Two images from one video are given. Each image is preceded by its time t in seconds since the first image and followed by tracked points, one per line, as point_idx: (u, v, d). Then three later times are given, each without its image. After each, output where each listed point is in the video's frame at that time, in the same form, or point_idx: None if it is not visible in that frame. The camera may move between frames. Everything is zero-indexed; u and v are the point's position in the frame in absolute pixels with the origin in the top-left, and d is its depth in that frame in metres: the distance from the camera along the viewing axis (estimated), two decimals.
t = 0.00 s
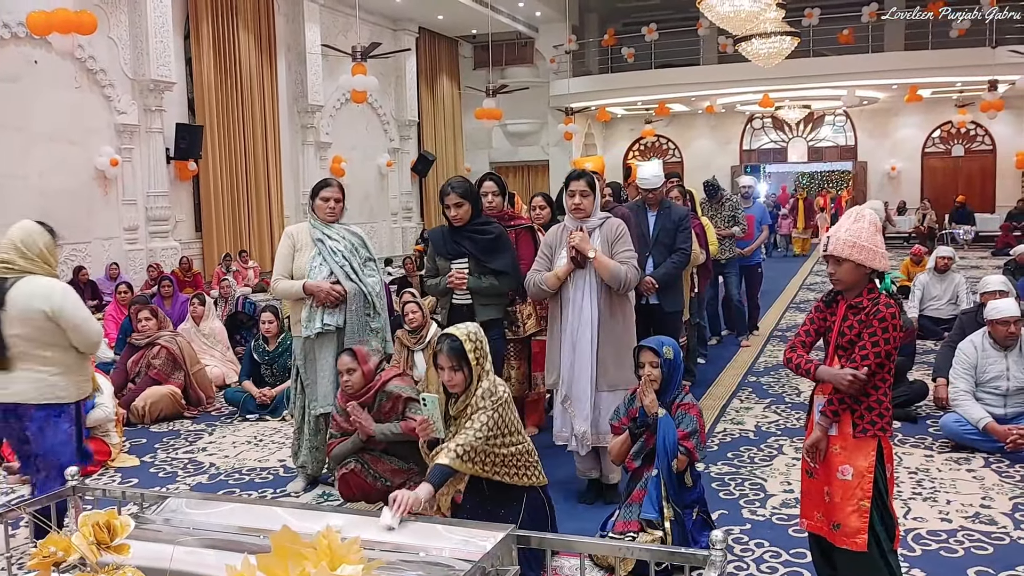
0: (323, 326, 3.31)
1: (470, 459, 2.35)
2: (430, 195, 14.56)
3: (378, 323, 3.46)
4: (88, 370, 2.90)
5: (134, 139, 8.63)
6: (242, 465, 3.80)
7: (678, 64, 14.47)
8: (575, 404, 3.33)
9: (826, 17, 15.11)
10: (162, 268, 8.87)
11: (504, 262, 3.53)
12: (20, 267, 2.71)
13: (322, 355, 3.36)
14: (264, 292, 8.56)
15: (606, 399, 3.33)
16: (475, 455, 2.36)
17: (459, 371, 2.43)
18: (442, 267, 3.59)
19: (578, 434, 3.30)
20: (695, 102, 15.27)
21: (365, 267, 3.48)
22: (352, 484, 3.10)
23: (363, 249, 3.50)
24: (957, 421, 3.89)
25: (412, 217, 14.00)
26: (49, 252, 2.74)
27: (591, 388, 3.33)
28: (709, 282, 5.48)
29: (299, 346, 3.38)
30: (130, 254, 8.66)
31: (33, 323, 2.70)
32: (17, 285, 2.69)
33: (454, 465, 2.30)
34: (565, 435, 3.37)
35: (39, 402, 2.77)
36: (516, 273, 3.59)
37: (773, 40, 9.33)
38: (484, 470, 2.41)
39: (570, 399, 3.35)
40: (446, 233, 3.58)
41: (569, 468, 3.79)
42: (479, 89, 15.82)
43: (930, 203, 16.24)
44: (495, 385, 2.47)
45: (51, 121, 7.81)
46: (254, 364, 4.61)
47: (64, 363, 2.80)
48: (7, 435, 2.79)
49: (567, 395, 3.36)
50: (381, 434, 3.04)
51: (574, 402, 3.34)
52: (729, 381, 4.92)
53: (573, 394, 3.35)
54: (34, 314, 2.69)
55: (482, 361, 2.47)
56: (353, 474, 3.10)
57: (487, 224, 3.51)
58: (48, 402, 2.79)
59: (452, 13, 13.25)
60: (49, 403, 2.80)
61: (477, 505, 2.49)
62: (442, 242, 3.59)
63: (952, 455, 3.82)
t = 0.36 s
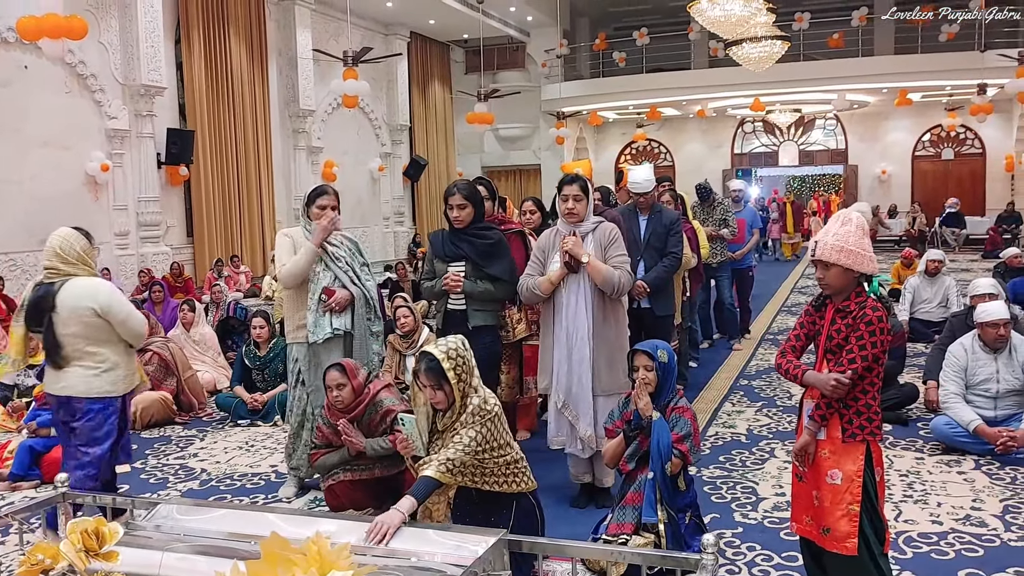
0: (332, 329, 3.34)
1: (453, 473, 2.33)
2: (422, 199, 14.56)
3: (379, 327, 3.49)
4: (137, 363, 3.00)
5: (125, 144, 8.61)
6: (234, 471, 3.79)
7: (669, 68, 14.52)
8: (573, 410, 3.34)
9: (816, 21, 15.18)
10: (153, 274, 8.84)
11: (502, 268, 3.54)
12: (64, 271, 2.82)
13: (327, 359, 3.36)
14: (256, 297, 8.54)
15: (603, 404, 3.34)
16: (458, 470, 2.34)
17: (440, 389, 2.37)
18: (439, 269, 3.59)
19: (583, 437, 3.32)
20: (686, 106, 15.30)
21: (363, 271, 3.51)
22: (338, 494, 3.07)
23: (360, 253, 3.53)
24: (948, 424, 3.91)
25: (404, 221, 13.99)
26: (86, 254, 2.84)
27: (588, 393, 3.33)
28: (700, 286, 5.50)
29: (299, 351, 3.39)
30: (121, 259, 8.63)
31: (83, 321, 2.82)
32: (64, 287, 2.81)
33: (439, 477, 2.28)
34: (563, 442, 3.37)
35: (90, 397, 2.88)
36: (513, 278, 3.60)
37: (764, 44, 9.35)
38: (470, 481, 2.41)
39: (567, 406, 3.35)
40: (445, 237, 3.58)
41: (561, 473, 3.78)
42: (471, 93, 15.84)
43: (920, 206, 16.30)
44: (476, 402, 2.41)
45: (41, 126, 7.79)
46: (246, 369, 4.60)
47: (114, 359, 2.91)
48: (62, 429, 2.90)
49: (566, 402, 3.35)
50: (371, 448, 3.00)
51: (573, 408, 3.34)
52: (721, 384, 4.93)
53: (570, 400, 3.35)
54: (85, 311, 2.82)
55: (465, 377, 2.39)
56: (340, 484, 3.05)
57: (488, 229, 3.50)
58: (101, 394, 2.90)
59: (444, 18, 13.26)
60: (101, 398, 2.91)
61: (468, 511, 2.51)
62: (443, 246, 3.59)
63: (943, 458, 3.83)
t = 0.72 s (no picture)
0: (326, 334, 3.34)
1: (437, 480, 2.32)
2: (411, 202, 14.54)
3: (367, 330, 3.52)
4: (166, 359, 3.11)
5: (112, 147, 8.58)
6: (221, 476, 3.78)
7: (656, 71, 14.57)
8: (567, 414, 3.33)
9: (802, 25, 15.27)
10: (141, 279, 8.80)
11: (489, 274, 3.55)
12: (99, 268, 2.97)
13: (323, 368, 3.39)
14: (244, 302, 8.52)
15: (595, 407, 3.35)
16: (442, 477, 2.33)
17: (422, 397, 2.37)
18: (428, 273, 3.58)
19: (577, 440, 3.33)
20: (673, 109, 15.35)
21: (351, 275, 3.53)
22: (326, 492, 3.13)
23: (345, 257, 3.54)
24: (933, 425, 3.95)
25: (393, 225, 13.97)
26: (121, 252, 3.00)
27: (580, 396, 3.34)
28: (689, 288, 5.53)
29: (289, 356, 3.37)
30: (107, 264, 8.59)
31: (115, 316, 2.94)
32: (99, 283, 2.95)
33: (423, 485, 2.27)
34: (556, 446, 3.36)
35: (122, 391, 2.99)
36: (502, 283, 3.61)
37: (751, 48, 9.39)
38: (454, 489, 2.42)
39: (560, 410, 3.34)
40: (434, 240, 3.57)
41: (548, 477, 3.79)
42: (459, 97, 15.86)
43: (906, 209, 16.39)
44: (458, 410, 2.39)
45: (25, 130, 7.75)
46: (233, 374, 4.59)
47: (142, 354, 3.02)
48: (96, 420, 3.03)
49: (558, 406, 3.34)
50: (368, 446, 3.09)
51: (566, 413, 3.33)
52: (709, 388, 4.94)
53: (563, 403, 3.34)
54: (115, 306, 2.94)
55: (447, 384, 2.38)
56: (334, 481, 3.10)
57: (478, 233, 3.53)
58: (135, 390, 3.02)
59: (432, 22, 13.27)
60: (133, 391, 3.02)
61: (455, 515, 2.50)
62: (431, 249, 3.58)
63: (929, 460, 3.86)
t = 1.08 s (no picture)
0: (322, 340, 3.35)
1: (427, 471, 2.31)
2: (395, 206, 14.54)
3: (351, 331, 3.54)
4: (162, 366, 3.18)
5: (93, 151, 8.52)
6: (204, 481, 3.77)
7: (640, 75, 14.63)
8: (549, 416, 3.34)
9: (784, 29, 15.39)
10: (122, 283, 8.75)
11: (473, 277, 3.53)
12: (150, 266, 3.22)
13: (310, 373, 3.37)
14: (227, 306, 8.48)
15: (577, 409, 3.35)
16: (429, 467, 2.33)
17: (407, 381, 2.40)
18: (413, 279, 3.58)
19: (559, 443, 3.32)
20: (657, 112, 15.41)
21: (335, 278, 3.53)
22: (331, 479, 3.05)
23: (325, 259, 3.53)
24: (915, 426, 3.98)
25: (377, 228, 13.96)
26: (173, 254, 3.26)
27: (563, 399, 3.34)
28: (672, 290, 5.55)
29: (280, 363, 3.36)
30: (88, 268, 8.53)
31: (159, 314, 3.16)
32: (149, 279, 3.18)
33: (412, 475, 2.24)
34: (539, 449, 3.37)
35: (164, 379, 3.19)
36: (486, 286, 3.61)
37: (733, 51, 9.44)
38: (438, 492, 2.41)
39: (543, 412, 3.34)
40: (419, 244, 3.56)
41: (533, 480, 3.79)
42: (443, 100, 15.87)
43: (887, 211, 16.50)
44: (441, 395, 2.41)
45: (4, 133, 7.69)
46: (216, 378, 4.57)
47: (184, 348, 3.23)
48: (139, 410, 3.19)
49: (541, 409, 3.34)
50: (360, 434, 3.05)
51: (549, 415, 3.33)
52: (693, 390, 4.95)
53: (546, 406, 3.35)
54: (161, 305, 3.16)
55: (434, 369, 2.43)
56: (334, 466, 3.05)
57: (461, 237, 3.51)
58: (173, 381, 3.21)
59: (415, 25, 13.28)
60: (172, 383, 3.22)
61: (438, 517, 2.50)
62: (416, 253, 3.57)
63: (911, 461, 3.89)
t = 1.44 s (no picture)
0: (305, 345, 3.34)
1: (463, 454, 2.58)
2: (378, 208, 14.51)
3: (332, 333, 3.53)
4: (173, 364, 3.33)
5: (73, 154, 8.46)
6: (186, 487, 3.74)
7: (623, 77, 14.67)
8: (530, 419, 3.34)
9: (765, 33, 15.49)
10: (102, 287, 8.69)
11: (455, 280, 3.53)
12: (174, 266, 3.42)
13: (292, 378, 3.35)
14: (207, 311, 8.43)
15: (558, 412, 3.36)
16: (460, 439, 2.58)
17: (406, 352, 2.58)
18: (396, 282, 3.54)
19: (540, 447, 3.32)
20: (639, 115, 15.46)
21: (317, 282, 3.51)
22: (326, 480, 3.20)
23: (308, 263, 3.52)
24: (897, 427, 4.01)
25: (359, 231, 13.93)
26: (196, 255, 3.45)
27: (544, 401, 3.34)
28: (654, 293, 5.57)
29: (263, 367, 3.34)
30: (68, 272, 8.46)
31: (182, 311, 3.35)
32: (172, 279, 3.39)
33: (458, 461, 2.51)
34: (520, 452, 3.36)
35: (183, 374, 3.36)
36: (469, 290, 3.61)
37: (715, 54, 9.48)
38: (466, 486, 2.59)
39: (524, 415, 3.35)
40: (402, 247, 3.54)
41: (516, 483, 3.79)
42: (426, 102, 15.88)
43: (867, 213, 16.61)
44: (441, 365, 2.62)
45: None
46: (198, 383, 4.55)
47: (204, 346, 3.41)
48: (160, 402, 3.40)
49: (522, 411, 3.35)
50: (351, 431, 3.16)
51: (529, 418, 3.34)
52: (675, 392, 4.96)
53: (527, 409, 3.35)
54: (184, 304, 3.35)
55: (431, 341, 2.62)
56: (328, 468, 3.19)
57: (445, 240, 3.50)
58: (190, 375, 3.37)
59: (398, 28, 13.28)
60: (191, 379, 3.38)
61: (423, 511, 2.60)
62: (399, 256, 3.55)
63: (893, 461, 3.92)
